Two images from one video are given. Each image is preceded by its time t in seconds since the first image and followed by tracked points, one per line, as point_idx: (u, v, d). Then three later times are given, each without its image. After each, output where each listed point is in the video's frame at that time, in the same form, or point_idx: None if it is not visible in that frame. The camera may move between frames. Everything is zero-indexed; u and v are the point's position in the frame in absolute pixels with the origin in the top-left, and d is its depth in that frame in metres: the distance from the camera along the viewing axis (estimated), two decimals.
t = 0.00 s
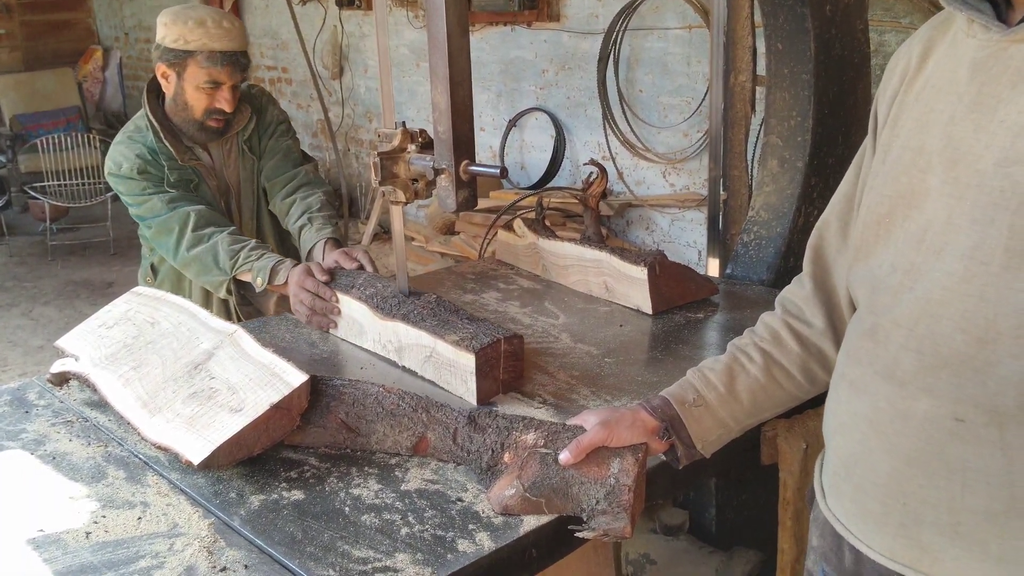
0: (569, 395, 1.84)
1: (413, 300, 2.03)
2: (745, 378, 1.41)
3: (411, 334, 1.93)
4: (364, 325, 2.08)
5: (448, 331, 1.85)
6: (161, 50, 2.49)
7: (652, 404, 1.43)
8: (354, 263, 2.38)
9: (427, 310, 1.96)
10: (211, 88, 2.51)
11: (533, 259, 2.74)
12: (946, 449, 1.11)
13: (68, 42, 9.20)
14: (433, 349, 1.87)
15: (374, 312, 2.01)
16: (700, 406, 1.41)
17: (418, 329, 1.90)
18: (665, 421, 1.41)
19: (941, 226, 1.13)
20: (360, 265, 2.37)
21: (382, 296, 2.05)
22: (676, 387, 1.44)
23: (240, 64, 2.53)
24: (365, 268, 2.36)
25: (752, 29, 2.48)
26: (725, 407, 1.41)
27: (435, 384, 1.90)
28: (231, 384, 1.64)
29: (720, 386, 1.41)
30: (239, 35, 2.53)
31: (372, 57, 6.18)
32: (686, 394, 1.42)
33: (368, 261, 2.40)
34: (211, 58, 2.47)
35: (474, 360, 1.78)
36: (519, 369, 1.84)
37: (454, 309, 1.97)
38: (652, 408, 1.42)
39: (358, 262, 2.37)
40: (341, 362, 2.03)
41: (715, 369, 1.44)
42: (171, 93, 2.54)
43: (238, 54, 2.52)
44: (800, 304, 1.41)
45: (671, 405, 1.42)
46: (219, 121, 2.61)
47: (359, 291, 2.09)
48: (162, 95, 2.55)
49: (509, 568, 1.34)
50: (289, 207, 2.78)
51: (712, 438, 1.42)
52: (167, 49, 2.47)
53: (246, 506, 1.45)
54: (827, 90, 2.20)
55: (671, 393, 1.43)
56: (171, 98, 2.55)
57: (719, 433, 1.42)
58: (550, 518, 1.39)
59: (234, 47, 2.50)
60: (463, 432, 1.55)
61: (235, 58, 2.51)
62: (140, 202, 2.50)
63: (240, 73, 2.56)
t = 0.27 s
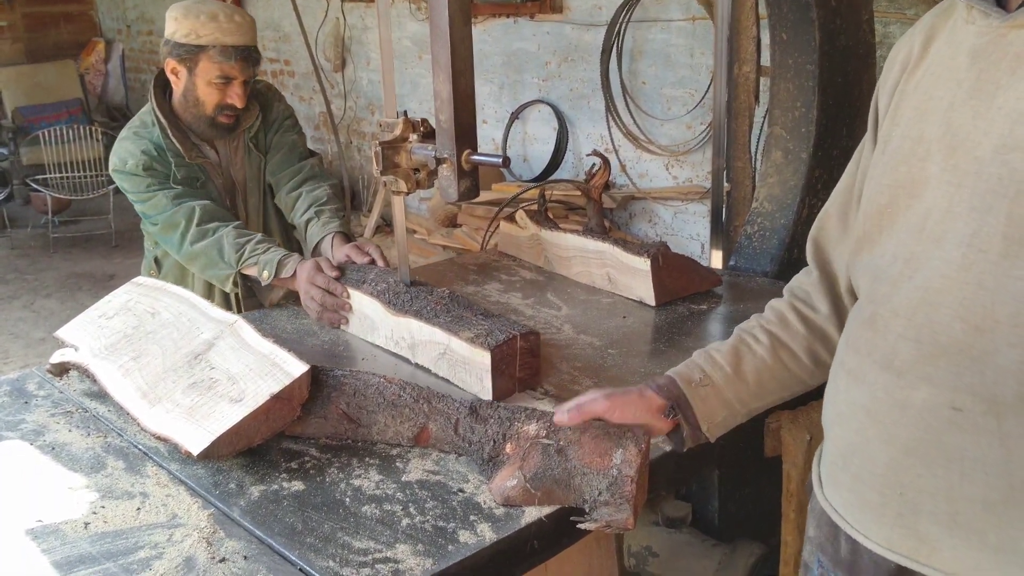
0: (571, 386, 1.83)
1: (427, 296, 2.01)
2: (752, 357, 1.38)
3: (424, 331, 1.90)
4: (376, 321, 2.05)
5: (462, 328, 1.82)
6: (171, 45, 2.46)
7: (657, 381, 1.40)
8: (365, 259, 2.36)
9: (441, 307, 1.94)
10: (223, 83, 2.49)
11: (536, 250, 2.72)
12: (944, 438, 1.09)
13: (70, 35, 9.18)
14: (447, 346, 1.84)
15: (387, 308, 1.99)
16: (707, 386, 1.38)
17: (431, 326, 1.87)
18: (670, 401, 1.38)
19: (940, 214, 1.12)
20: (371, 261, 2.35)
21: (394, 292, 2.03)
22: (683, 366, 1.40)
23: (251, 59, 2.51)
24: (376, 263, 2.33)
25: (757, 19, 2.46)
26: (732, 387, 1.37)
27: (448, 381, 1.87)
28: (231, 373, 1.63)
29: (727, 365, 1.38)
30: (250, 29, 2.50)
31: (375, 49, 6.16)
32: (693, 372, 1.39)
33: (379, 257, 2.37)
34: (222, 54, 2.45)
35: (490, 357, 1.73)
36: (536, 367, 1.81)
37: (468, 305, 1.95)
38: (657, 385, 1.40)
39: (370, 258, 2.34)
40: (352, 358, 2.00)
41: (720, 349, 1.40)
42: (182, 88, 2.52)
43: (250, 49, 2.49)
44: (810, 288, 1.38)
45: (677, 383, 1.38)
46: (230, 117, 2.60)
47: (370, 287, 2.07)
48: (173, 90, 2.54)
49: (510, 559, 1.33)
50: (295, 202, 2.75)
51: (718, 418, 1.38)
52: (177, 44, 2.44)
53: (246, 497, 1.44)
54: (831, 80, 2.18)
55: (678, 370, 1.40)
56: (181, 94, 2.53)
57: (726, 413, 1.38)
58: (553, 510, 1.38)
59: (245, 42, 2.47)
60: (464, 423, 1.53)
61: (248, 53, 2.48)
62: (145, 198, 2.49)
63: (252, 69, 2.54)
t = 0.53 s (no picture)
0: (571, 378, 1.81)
1: (438, 288, 1.98)
2: (648, 284, 1.44)
3: (435, 326, 1.87)
4: (387, 316, 2.02)
5: (473, 324, 1.79)
6: (177, 36, 2.42)
7: (562, 289, 1.52)
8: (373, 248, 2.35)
9: (452, 301, 1.90)
10: (231, 75, 2.45)
11: (538, 238, 2.70)
12: (961, 436, 1.07)
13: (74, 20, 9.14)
14: (458, 342, 1.81)
15: (397, 302, 1.96)
16: (601, 299, 1.47)
17: (442, 322, 1.84)
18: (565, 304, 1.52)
19: (949, 202, 1.09)
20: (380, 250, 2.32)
21: (404, 285, 2.00)
22: (585, 277, 1.49)
23: (259, 50, 2.46)
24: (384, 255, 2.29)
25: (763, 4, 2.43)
26: (623, 306, 1.46)
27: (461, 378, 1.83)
28: (228, 363, 1.61)
29: (624, 283, 1.45)
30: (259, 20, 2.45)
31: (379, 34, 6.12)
32: (591, 283, 1.48)
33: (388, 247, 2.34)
34: (231, 45, 2.40)
35: (502, 354, 1.69)
36: (549, 363, 1.78)
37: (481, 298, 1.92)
38: (561, 292, 1.52)
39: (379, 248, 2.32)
40: (365, 354, 1.97)
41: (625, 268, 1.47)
42: (191, 80, 2.48)
43: (259, 39, 2.45)
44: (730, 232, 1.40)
45: (576, 291, 1.49)
46: (239, 108, 2.56)
47: (379, 279, 2.04)
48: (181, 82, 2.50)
49: (509, 552, 1.31)
50: (300, 192, 2.72)
51: (606, 329, 1.49)
52: (185, 35, 2.40)
53: (242, 488, 1.42)
54: (838, 66, 2.15)
55: (579, 281, 1.50)
56: (190, 86, 2.50)
57: (616, 325, 1.48)
58: (552, 502, 1.36)
59: (254, 33, 2.42)
60: (463, 414, 1.52)
61: (256, 44, 2.43)
62: (150, 189, 2.45)
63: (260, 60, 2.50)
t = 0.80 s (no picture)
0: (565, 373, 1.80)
1: (441, 287, 1.94)
2: (599, 273, 1.50)
3: (438, 326, 1.83)
4: (390, 315, 2.00)
5: (478, 323, 1.76)
6: (180, 32, 2.40)
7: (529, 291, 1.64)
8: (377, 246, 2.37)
9: (455, 299, 1.88)
10: (234, 69, 2.43)
11: (539, 231, 2.69)
12: (967, 440, 1.04)
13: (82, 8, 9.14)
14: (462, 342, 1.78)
15: (400, 301, 1.93)
16: (563, 297, 1.57)
17: (444, 322, 1.81)
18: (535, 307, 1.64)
19: (943, 200, 1.05)
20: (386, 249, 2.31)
21: (407, 283, 1.96)
22: (547, 277, 1.59)
23: (261, 43, 2.44)
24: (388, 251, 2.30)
25: None
26: (583, 298, 1.54)
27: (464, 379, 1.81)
28: (219, 358, 1.61)
29: (578, 277, 1.53)
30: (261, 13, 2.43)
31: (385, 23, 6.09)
32: (552, 284, 1.58)
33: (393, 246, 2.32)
34: (233, 39, 2.38)
35: (505, 356, 1.67)
36: (554, 364, 1.75)
37: (484, 298, 1.87)
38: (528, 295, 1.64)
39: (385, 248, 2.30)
40: (365, 350, 1.97)
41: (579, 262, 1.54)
42: (194, 76, 2.46)
43: (261, 33, 2.43)
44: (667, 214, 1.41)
45: (541, 293, 1.61)
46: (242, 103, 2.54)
47: (382, 277, 2.01)
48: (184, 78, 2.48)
49: (498, 550, 1.30)
50: (301, 187, 2.71)
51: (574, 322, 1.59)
52: (187, 30, 2.38)
53: (232, 485, 1.42)
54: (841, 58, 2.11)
55: (541, 283, 1.60)
56: (193, 81, 2.47)
57: (585, 319, 1.57)
58: (541, 501, 1.35)
59: (255, 26, 2.40)
60: (454, 410, 1.51)
61: (258, 37, 2.41)
62: (148, 184, 2.43)
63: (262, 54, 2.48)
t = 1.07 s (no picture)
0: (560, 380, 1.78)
1: (438, 292, 1.92)
2: (606, 296, 1.50)
3: (433, 331, 1.81)
4: (388, 319, 1.98)
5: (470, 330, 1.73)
6: (183, 32, 2.38)
7: (530, 307, 1.62)
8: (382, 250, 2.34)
9: (451, 305, 1.85)
10: (236, 69, 2.41)
11: (535, 232, 2.68)
12: (938, 456, 1.03)
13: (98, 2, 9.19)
14: (457, 348, 1.75)
15: (397, 305, 1.91)
16: (567, 317, 1.56)
17: (439, 327, 1.79)
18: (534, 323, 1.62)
19: (915, 211, 1.05)
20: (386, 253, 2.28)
21: (405, 288, 1.95)
22: (550, 296, 1.58)
23: (264, 42, 2.41)
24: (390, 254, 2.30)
25: None
26: (587, 320, 1.54)
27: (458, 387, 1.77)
28: (203, 357, 1.61)
29: (584, 300, 1.53)
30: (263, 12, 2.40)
31: (396, 20, 6.10)
32: (555, 303, 1.57)
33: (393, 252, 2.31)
34: (234, 39, 2.35)
35: (498, 365, 1.63)
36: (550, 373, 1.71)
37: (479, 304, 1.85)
38: (528, 311, 1.62)
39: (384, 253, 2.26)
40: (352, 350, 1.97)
41: (584, 284, 1.54)
42: (197, 75, 2.44)
43: (262, 31, 2.40)
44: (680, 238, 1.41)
45: (543, 311, 1.58)
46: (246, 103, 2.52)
47: (382, 281, 1.99)
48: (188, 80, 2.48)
49: (472, 554, 1.30)
50: (306, 190, 2.72)
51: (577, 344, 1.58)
52: (189, 30, 2.36)
53: (209, 485, 1.42)
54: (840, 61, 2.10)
55: (544, 301, 1.59)
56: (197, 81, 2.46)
57: (587, 341, 1.57)
58: (517, 505, 1.34)
59: (257, 25, 2.37)
60: (434, 412, 1.50)
61: (259, 36, 2.38)
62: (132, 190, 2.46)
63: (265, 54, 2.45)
